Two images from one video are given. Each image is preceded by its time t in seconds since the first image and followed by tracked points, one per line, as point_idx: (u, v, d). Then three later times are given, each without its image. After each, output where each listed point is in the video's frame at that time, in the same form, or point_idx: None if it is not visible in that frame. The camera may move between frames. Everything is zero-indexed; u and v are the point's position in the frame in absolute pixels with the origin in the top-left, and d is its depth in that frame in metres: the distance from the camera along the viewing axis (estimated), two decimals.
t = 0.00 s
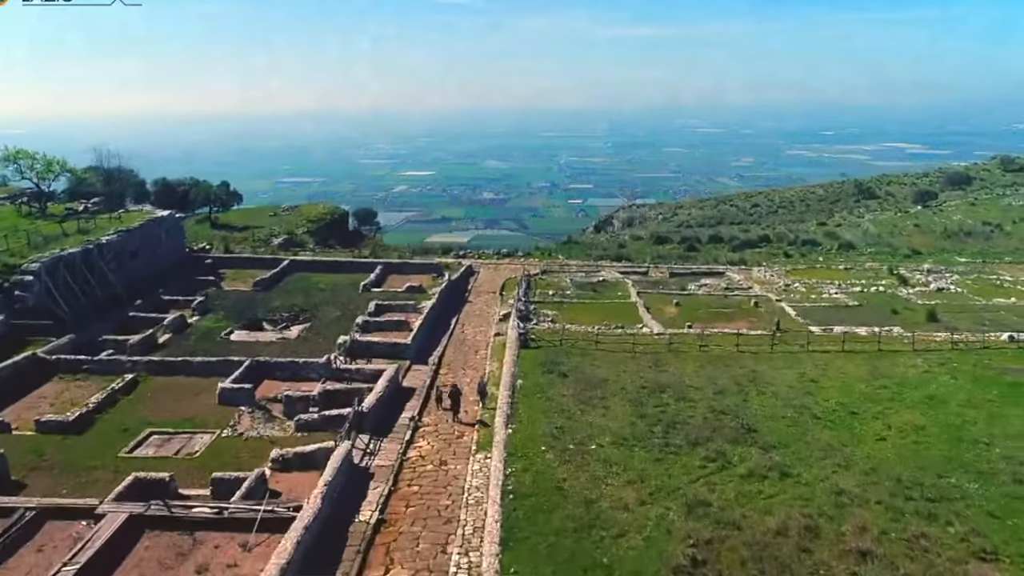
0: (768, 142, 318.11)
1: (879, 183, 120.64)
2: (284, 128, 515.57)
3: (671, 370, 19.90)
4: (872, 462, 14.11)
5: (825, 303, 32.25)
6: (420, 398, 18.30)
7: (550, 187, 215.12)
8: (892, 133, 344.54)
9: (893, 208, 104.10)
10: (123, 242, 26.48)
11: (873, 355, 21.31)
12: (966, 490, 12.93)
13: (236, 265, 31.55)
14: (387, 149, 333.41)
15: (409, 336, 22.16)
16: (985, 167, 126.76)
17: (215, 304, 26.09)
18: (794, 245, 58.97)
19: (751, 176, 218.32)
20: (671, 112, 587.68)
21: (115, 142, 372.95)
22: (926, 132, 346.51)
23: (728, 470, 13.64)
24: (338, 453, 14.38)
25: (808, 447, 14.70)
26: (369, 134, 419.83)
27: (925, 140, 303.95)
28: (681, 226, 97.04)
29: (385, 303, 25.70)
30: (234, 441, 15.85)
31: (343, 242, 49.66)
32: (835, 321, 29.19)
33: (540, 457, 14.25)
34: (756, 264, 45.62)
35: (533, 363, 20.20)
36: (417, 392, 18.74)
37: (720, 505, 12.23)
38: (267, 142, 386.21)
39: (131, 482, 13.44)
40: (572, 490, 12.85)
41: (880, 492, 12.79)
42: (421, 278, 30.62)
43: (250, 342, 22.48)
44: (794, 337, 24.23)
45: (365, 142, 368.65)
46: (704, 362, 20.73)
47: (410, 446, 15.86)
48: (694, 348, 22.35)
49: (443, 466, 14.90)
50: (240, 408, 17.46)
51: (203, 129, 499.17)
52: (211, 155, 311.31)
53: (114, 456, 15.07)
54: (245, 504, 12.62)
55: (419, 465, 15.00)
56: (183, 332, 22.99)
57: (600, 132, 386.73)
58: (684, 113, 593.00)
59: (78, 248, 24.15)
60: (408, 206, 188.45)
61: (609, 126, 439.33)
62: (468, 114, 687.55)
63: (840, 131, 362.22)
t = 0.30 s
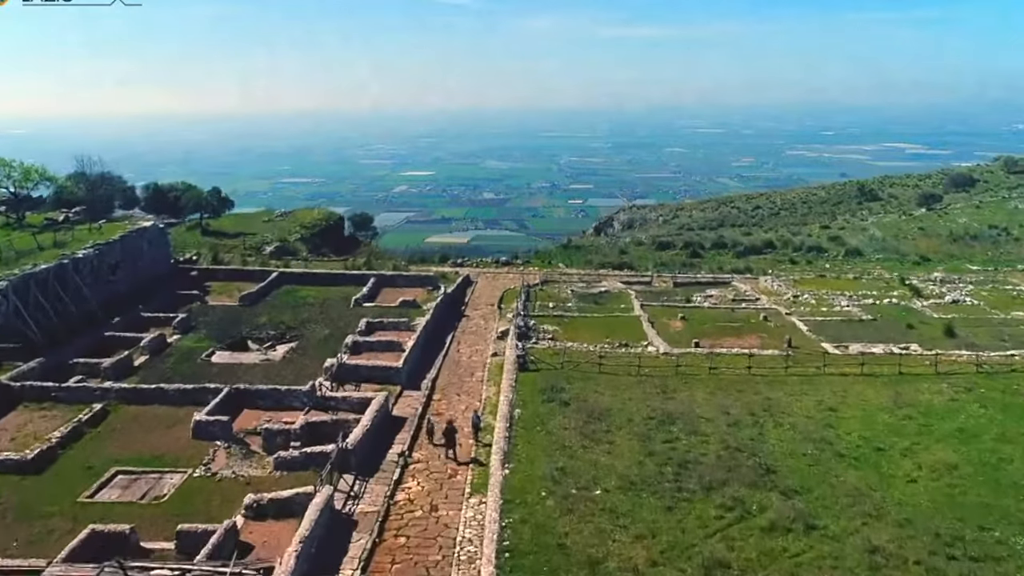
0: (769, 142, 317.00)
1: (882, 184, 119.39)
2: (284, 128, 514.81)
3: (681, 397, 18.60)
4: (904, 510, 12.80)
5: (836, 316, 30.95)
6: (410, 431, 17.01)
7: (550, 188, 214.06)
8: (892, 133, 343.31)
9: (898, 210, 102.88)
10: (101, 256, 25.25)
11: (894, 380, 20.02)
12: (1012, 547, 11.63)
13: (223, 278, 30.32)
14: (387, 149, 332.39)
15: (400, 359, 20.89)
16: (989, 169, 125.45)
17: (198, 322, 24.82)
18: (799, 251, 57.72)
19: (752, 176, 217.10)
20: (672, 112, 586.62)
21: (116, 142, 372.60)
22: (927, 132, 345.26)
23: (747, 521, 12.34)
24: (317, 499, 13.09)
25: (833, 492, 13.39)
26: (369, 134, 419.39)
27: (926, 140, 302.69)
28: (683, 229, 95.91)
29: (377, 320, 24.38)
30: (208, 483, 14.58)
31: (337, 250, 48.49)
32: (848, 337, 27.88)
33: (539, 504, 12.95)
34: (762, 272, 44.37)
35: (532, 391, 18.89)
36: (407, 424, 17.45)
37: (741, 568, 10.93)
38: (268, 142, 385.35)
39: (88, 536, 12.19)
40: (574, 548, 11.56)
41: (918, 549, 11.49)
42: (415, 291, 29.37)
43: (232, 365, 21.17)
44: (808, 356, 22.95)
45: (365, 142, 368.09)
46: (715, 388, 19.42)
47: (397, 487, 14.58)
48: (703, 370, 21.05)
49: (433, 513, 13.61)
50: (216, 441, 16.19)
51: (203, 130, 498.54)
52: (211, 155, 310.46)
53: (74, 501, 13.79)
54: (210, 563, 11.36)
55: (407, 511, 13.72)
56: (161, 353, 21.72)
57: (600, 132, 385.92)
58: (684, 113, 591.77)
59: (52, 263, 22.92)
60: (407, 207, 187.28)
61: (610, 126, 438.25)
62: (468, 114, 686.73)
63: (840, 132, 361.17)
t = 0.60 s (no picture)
0: (769, 142, 316.13)
1: (884, 186, 118.48)
2: (284, 127, 515.57)
3: (689, 424, 17.53)
4: (938, 559, 11.73)
5: (846, 328, 29.92)
6: (401, 462, 15.94)
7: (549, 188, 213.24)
8: (892, 133, 342.38)
9: (900, 213, 101.96)
10: (81, 268, 24.18)
11: (914, 403, 18.93)
12: None
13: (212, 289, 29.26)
14: (387, 149, 331.61)
15: (393, 380, 19.84)
16: (991, 170, 124.50)
17: (182, 338, 23.72)
18: (803, 256, 56.76)
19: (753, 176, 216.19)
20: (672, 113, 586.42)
21: (116, 142, 372.40)
22: (928, 132, 344.33)
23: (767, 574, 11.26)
24: (299, 546, 12.04)
25: (857, 537, 12.34)
26: (369, 134, 418.82)
27: (926, 140, 301.79)
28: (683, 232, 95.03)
29: (369, 336, 23.31)
30: (181, 523, 13.48)
31: (333, 256, 47.56)
32: (861, 352, 26.82)
33: (539, 550, 11.93)
34: (767, 280, 43.36)
35: (531, 416, 17.82)
36: (398, 454, 16.38)
37: None
38: (268, 142, 384.64)
39: None
40: None
41: None
42: (410, 303, 28.34)
43: (215, 385, 20.08)
44: (820, 375, 21.91)
45: (365, 142, 367.39)
46: (724, 412, 18.35)
47: (386, 528, 13.48)
48: (711, 392, 19.97)
49: (425, 558, 12.55)
50: (193, 475, 15.12)
51: (203, 130, 498.04)
52: (210, 155, 309.69)
53: (33, 546, 12.69)
54: None
55: (397, 556, 12.65)
56: (140, 373, 20.65)
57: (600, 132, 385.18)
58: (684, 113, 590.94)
59: (28, 277, 21.87)
60: (406, 207, 186.37)
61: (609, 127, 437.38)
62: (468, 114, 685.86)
63: (841, 132, 360.26)
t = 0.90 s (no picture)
0: (770, 142, 315.03)
1: (887, 188, 117.45)
2: (285, 127, 515.22)
3: (700, 452, 16.48)
4: None
5: (857, 342, 28.91)
6: (392, 497, 14.93)
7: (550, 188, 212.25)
8: (893, 133, 341.31)
9: (904, 215, 100.95)
10: (61, 282, 23.15)
11: (937, 429, 17.86)
12: None
13: (200, 301, 28.23)
14: (387, 149, 330.90)
15: (385, 403, 18.81)
16: (996, 171, 123.31)
17: (166, 354, 22.73)
18: (808, 261, 55.79)
19: (754, 176, 215.24)
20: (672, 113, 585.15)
21: (116, 142, 372.30)
22: (929, 131, 343.35)
23: None
24: None
25: None
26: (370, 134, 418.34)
27: (927, 141, 300.61)
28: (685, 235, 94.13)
29: (361, 354, 22.26)
30: (151, 570, 12.43)
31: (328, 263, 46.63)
32: (874, 368, 25.74)
33: None
34: (772, 289, 42.33)
35: (531, 444, 16.78)
36: (389, 487, 15.37)
37: None
38: (268, 142, 384.10)
39: None
40: None
41: None
42: (406, 316, 27.35)
43: (196, 408, 19.02)
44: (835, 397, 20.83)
45: (365, 142, 366.88)
46: (736, 439, 17.29)
47: None
48: (721, 415, 18.92)
49: None
50: (168, 512, 14.09)
51: (203, 130, 497.72)
52: (210, 155, 309.08)
53: None
54: None
55: None
56: (120, 394, 19.67)
57: (600, 132, 384.51)
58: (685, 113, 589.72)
59: (3, 292, 20.84)
60: (406, 208, 185.46)
61: (609, 126, 437.70)
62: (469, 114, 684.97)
63: (841, 132, 359.28)
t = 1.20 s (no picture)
0: (771, 142, 313.98)
1: (890, 189, 116.46)
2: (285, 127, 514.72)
3: (711, 486, 15.40)
4: None
5: (870, 356, 27.85)
6: (382, 539, 13.91)
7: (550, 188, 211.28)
8: (893, 133, 340.25)
9: (908, 217, 99.92)
10: (38, 298, 22.22)
11: (963, 460, 16.76)
12: None
13: (187, 314, 27.23)
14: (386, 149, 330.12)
15: (377, 429, 17.79)
16: (1000, 173, 122.13)
17: (148, 373, 21.71)
18: (813, 267, 54.71)
19: (755, 176, 214.36)
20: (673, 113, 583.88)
21: (117, 142, 372.36)
22: (930, 131, 342.44)
23: None
24: None
25: None
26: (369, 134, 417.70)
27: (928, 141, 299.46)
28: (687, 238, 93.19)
29: (353, 374, 21.21)
30: None
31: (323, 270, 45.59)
32: (889, 384, 24.73)
33: None
34: (777, 297, 41.30)
35: (531, 476, 15.73)
36: (379, 527, 14.35)
37: None
38: (268, 142, 383.79)
39: None
40: None
41: None
42: (401, 330, 26.31)
43: (177, 432, 18.01)
44: (851, 420, 19.77)
45: (365, 142, 366.24)
46: (749, 471, 16.20)
47: None
48: (733, 442, 17.85)
49: None
50: (139, 557, 13.05)
51: (203, 130, 497.38)
52: (210, 155, 308.66)
53: None
54: None
55: None
56: (97, 418, 18.66)
57: (600, 132, 383.73)
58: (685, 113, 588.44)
59: None
60: (405, 208, 184.64)
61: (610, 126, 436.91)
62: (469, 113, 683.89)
63: (842, 131, 358.28)
